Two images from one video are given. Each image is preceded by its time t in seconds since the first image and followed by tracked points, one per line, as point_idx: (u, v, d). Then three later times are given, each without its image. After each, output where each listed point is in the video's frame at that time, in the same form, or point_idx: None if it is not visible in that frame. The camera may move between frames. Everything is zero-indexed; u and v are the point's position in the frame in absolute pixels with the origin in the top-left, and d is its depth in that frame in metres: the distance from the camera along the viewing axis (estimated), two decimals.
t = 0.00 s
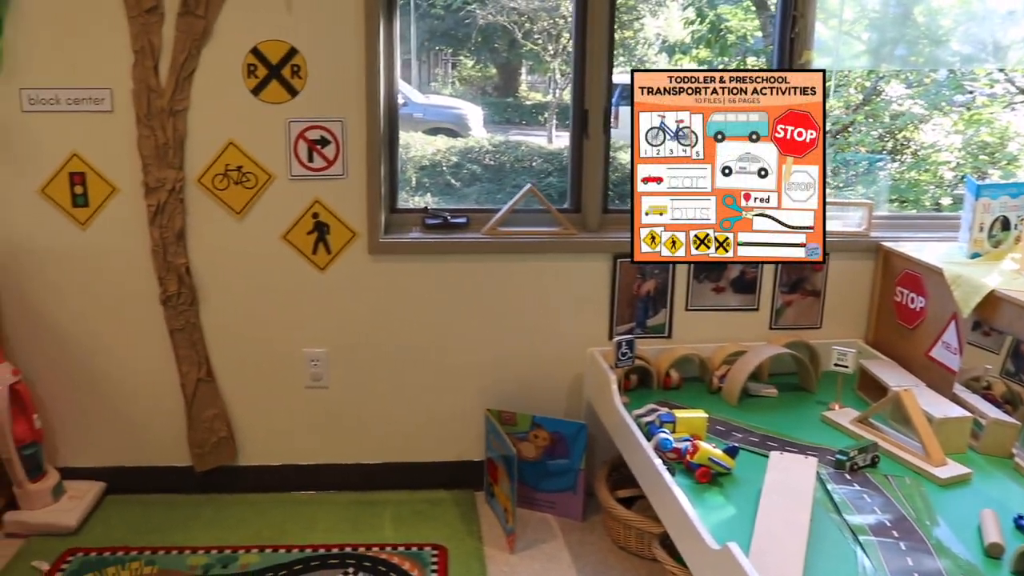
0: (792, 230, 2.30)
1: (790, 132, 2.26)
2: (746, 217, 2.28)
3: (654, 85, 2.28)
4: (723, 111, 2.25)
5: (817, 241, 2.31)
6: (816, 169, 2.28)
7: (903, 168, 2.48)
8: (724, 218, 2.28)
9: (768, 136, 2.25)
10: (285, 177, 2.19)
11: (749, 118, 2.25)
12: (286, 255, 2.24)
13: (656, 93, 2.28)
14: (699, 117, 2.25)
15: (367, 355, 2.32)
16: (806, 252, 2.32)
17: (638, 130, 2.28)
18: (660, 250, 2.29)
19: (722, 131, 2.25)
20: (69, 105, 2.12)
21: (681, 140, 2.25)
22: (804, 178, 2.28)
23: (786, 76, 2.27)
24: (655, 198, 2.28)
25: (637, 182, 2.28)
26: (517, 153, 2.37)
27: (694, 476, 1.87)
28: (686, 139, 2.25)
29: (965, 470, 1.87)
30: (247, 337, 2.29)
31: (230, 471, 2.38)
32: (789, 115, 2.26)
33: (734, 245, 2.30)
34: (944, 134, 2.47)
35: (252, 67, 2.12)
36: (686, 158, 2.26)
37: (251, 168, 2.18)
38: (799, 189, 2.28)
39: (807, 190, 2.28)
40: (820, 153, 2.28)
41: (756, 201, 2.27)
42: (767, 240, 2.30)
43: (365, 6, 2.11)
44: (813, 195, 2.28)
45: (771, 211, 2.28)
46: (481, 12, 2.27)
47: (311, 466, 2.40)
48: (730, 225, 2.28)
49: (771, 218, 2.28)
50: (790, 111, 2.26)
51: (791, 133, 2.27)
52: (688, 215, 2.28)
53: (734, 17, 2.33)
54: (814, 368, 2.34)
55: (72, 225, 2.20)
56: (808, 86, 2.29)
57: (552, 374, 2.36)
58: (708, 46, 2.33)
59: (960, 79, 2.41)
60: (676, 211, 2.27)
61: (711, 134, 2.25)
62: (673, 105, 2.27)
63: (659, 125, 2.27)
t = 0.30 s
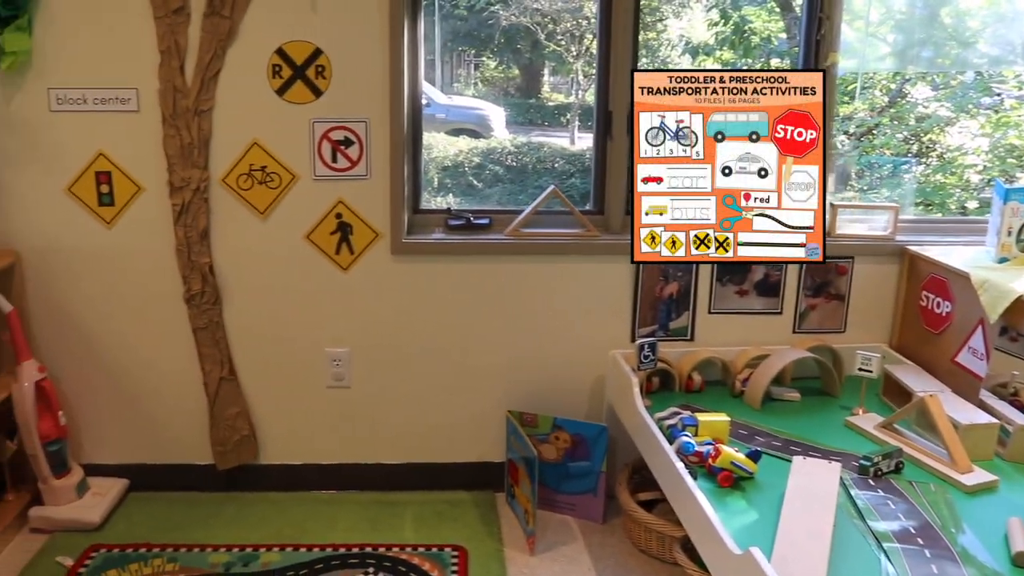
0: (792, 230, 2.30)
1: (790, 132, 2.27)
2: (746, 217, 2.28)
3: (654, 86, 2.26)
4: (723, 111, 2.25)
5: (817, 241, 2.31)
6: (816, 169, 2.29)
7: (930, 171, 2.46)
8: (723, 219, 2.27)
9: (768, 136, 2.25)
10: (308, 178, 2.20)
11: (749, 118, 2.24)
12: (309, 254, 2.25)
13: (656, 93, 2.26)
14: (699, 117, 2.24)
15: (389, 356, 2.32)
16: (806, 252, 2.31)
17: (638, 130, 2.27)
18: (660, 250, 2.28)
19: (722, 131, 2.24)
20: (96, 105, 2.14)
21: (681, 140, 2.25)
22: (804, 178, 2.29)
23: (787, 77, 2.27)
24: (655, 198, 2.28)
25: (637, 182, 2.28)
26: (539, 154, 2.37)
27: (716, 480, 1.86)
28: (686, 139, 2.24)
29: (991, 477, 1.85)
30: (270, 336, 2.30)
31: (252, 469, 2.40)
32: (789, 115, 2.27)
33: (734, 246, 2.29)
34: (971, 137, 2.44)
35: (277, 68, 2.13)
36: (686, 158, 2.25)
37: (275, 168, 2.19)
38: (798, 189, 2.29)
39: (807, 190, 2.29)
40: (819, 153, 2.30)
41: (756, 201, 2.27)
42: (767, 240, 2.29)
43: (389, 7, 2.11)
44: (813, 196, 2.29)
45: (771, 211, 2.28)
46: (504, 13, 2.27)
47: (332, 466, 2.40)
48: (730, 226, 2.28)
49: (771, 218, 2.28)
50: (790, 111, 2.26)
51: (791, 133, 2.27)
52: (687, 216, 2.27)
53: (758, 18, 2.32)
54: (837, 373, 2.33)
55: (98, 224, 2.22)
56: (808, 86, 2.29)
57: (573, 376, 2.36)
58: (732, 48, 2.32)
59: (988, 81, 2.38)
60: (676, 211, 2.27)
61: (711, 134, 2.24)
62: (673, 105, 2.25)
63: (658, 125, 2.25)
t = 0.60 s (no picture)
0: (792, 230, 2.27)
1: (790, 132, 2.24)
2: (746, 217, 2.25)
3: (654, 85, 2.24)
4: (723, 111, 2.23)
5: (817, 241, 2.28)
6: (816, 169, 2.26)
7: (951, 172, 2.44)
8: (723, 219, 2.25)
9: (768, 135, 2.23)
10: (326, 177, 2.21)
11: (749, 118, 2.22)
12: (327, 253, 2.26)
13: (656, 93, 2.25)
14: (699, 117, 2.22)
15: (406, 354, 2.33)
16: (806, 252, 2.28)
17: (638, 129, 2.26)
18: (660, 250, 2.27)
19: (722, 131, 2.22)
20: (117, 103, 2.15)
21: (681, 140, 2.23)
22: (804, 178, 2.26)
23: (786, 76, 2.25)
24: (655, 198, 2.26)
25: (637, 182, 2.27)
26: (556, 154, 2.36)
27: (734, 482, 1.85)
28: (686, 139, 2.22)
29: (1011, 480, 1.84)
30: (288, 334, 2.31)
31: (269, 467, 2.41)
32: (789, 115, 2.24)
33: (734, 245, 2.27)
34: (992, 137, 2.41)
35: (296, 67, 2.14)
36: (686, 158, 2.23)
37: (294, 167, 2.20)
38: (799, 189, 2.26)
39: (807, 190, 2.26)
40: (819, 153, 2.26)
41: (756, 201, 2.24)
42: (767, 240, 2.27)
43: (408, 7, 2.12)
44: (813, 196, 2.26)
45: (771, 211, 2.25)
46: (522, 13, 2.27)
47: (349, 464, 2.41)
48: (730, 226, 2.26)
49: (771, 218, 2.26)
50: (790, 111, 2.23)
51: (791, 133, 2.24)
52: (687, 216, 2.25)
53: (777, 17, 2.31)
54: (856, 374, 2.32)
55: (118, 222, 2.24)
56: (808, 86, 2.26)
57: (591, 376, 2.36)
58: (750, 48, 2.31)
59: (1010, 81, 2.36)
60: (676, 211, 2.25)
61: (711, 134, 2.23)
62: (673, 105, 2.24)
63: (658, 125, 2.25)
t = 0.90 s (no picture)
0: (792, 230, 2.17)
1: (790, 132, 2.13)
2: (746, 217, 2.16)
3: (654, 86, 2.16)
4: (723, 111, 2.13)
5: (817, 241, 2.18)
6: (817, 169, 2.14)
7: (973, 173, 2.41)
8: (723, 219, 2.16)
9: (768, 136, 2.12)
10: (346, 175, 2.21)
11: (749, 118, 2.12)
12: (346, 250, 2.26)
13: (656, 93, 2.17)
14: (699, 117, 2.13)
15: (424, 352, 2.34)
16: (806, 252, 2.19)
17: (637, 130, 2.16)
18: (660, 250, 2.20)
19: (722, 131, 2.13)
20: (138, 101, 2.17)
21: (681, 140, 2.14)
22: (804, 178, 2.14)
23: (786, 76, 2.15)
24: (654, 198, 2.17)
25: (637, 182, 2.16)
26: (575, 153, 2.36)
27: (752, 483, 1.85)
28: (686, 139, 2.13)
29: None
30: (307, 332, 2.32)
31: (288, 463, 2.42)
32: (789, 115, 2.13)
33: (734, 246, 2.19)
34: (1015, 138, 2.39)
35: (317, 65, 2.15)
36: (686, 159, 2.14)
37: (314, 165, 2.21)
38: (799, 189, 2.14)
39: (807, 190, 2.14)
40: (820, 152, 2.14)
41: (756, 201, 2.14)
42: (767, 240, 2.17)
43: (428, 6, 2.12)
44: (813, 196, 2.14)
45: (771, 211, 2.15)
46: (541, 12, 2.26)
47: (367, 461, 2.42)
48: (730, 226, 2.17)
49: (771, 218, 2.16)
50: (790, 111, 2.13)
51: (791, 133, 2.13)
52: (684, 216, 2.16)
53: (797, 17, 2.30)
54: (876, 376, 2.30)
55: (139, 218, 2.25)
56: (808, 85, 2.16)
57: (609, 375, 2.36)
58: (770, 47, 2.30)
59: None
60: (676, 211, 2.16)
61: (711, 134, 2.13)
62: (673, 105, 2.15)
63: (658, 125, 2.15)
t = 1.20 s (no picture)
0: (793, 230, 2.08)
1: (790, 132, 2.06)
2: (746, 217, 2.08)
3: (654, 85, 2.07)
4: (723, 111, 2.07)
5: (817, 241, 2.08)
6: (818, 169, 2.06)
7: (993, 177, 2.39)
8: (723, 219, 2.09)
9: (768, 136, 2.07)
10: (364, 175, 2.22)
11: (749, 118, 2.06)
12: (363, 250, 2.27)
13: (656, 93, 2.07)
14: (699, 117, 2.07)
15: (440, 353, 2.34)
16: (807, 252, 2.08)
17: (637, 129, 2.07)
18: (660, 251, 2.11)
19: (722, 131, 2.07)
20: (158, 101, 2.18)
21: (681, 140, 2.08)
22: (804, 178, 2.06)
23: (786, 76, 2.07)
24: (654, 198, 2.09)
25: (636, 182, 2.08)
26: (592, 154, 2.36)
27: (768, 487, 1.84)
28: (686, 139, 2.07)
29: None
30: (324, 331, 2.33)
31: (304, 462, 2.43)
32: (789, 115, 2.06)
33: (734, 246, 2.10)
34: None
35: (336, 65, 2.16)
36: (686, 159, 2.07)
37: (332, 165, 2.21)
38: (799, 189, 2.07)
39: (807, 190, 2.07)
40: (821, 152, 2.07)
41: (756, 201, 2.08)
42: (767, 240, 2.09)
43: (446, 7, 2.12)
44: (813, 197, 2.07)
45: (771, 211, 2.08)
46: (559, 13, 2.26)
47: (383, 461, 2.43)
48: (730, 226, 2.09)
49: (771, 218, 2.08)
50: (790, 110, 2.05)
51: (791, 133, 2.06)
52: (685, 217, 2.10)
53: (816, 19, 2.28)
54: (893, 381, 2.29)
55: (158, 217, 2.27)
56: (808, 85, 2.06)
57: (625, 377, 2.35)
58: (789, 49, 2.30)
59: None
60: (675, 212, 2.09)
61: (711, 134, 2.07)
62: (673, 105, 2.07)
63: (659, 125, 2.07)
